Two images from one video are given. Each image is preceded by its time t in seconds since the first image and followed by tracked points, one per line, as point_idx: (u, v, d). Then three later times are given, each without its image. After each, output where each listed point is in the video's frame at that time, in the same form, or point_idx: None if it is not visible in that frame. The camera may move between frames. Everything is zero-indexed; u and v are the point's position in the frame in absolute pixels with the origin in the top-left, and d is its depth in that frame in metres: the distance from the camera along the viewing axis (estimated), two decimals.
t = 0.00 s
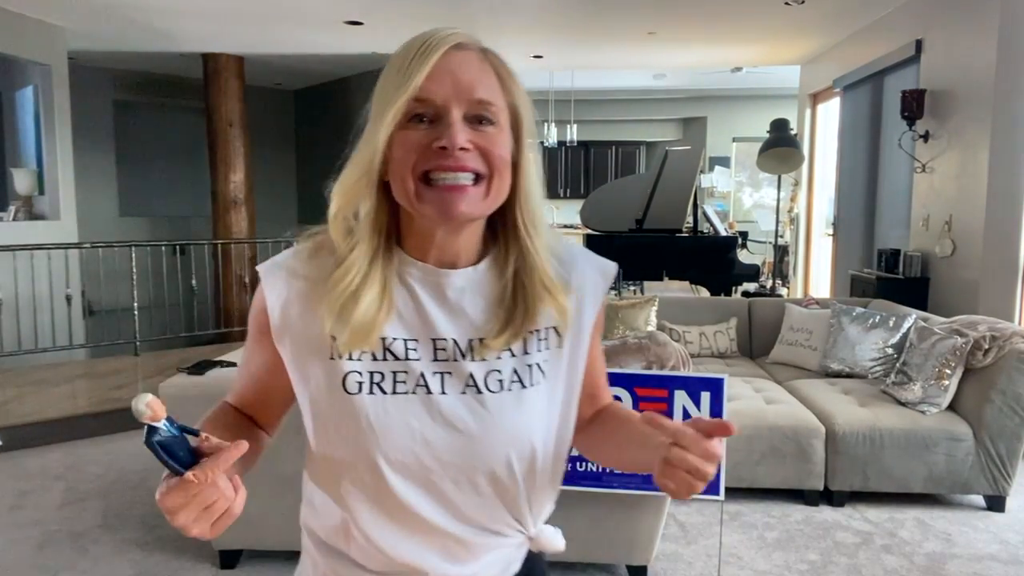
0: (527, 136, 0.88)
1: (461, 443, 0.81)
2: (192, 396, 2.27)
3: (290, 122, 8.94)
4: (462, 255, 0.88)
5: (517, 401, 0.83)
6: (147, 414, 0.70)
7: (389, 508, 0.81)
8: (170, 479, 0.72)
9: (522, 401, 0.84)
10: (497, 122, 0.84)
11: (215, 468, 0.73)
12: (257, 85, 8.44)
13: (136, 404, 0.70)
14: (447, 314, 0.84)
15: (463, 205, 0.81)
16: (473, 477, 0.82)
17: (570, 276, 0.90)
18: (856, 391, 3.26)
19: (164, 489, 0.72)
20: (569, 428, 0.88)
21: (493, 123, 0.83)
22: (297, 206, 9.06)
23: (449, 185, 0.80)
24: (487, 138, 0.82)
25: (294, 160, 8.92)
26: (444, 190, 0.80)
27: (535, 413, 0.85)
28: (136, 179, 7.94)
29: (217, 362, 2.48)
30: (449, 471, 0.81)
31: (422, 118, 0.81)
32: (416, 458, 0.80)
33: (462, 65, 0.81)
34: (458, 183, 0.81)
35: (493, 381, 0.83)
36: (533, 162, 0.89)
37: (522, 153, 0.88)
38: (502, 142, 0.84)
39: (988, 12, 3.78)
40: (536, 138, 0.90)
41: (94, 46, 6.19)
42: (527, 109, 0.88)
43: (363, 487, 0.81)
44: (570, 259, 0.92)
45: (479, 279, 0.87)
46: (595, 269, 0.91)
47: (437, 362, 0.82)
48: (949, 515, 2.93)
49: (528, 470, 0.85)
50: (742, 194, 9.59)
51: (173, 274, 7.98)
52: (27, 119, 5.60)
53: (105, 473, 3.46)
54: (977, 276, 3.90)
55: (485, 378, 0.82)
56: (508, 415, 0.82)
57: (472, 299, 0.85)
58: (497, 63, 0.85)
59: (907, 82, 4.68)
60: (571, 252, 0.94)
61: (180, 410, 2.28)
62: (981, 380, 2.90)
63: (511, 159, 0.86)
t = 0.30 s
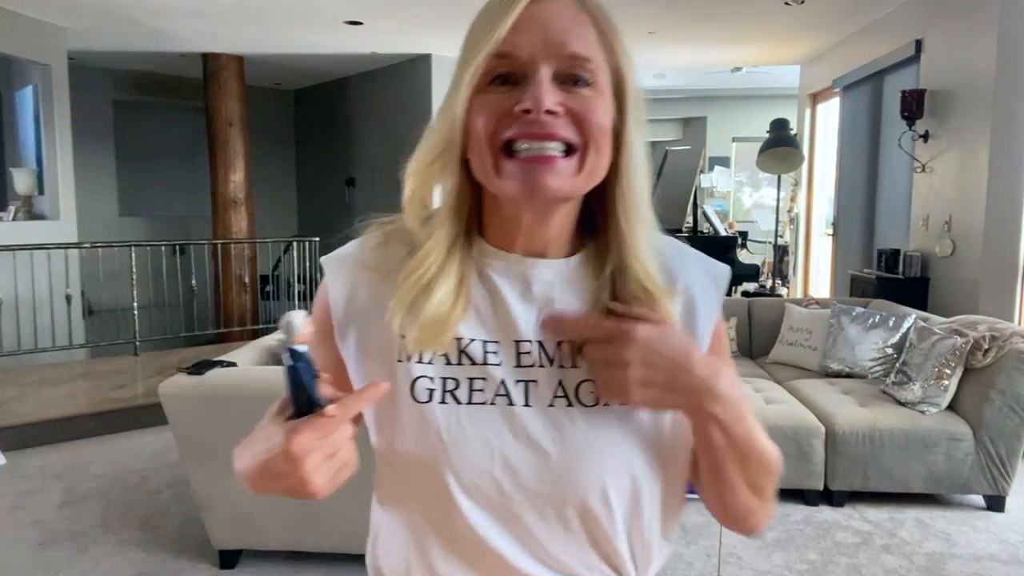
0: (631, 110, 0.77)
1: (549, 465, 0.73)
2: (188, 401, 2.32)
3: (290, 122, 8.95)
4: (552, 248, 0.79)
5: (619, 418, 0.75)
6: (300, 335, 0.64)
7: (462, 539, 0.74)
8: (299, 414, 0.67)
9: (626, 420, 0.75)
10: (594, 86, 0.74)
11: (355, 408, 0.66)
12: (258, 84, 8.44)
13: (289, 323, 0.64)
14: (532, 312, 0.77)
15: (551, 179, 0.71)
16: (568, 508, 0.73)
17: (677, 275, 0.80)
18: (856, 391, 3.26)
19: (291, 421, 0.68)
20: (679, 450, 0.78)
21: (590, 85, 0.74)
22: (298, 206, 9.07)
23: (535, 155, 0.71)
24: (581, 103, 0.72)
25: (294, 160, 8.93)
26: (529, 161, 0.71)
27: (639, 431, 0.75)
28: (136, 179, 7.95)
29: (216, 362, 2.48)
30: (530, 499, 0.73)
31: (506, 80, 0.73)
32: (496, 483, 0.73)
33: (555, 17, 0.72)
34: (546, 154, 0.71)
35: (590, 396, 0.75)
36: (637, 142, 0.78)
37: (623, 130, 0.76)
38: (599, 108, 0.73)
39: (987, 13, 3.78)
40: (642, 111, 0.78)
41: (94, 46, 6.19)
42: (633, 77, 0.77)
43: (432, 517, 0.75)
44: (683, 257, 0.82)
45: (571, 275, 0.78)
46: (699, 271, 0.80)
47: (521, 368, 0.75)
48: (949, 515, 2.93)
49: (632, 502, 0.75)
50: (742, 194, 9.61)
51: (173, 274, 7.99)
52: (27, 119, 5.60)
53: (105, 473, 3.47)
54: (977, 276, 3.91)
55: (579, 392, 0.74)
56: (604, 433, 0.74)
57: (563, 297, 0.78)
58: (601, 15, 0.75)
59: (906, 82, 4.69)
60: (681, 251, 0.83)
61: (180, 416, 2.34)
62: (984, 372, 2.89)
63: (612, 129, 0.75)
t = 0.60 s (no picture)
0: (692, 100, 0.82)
1: (604, 499, 0.71)
2: (187, 400, 2.32)
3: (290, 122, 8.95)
4: (613, 257, 0.79)
5: (685, 451, 0.74)
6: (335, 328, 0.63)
7: (504, 571, 0.72)
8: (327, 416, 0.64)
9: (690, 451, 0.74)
10: (658, 64, 0.76)
11: (380, 406, 0.64)
12: (257, 84, 8.44)
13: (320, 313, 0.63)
14: (592, 325, 0.76)
15: (624, 158, 0.71)
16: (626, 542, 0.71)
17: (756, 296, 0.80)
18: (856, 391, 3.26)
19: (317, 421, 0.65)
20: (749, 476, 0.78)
21: (654, 65, 0.76)
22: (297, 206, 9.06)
23: (606, 138, 0.72)
24: (648, 81, 0.74)
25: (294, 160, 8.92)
26: (602, 144, 0.71)
27: (695, 463, 0.74)
28: (136, 179, 7.95)
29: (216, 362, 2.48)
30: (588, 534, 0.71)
31: (569, 63, 0.74)
32: (546, 514, 0.71)
33: None
34: (616, 134, 0.72)
35: (653, 423, 0.73)
36: (709, 129, 0.84)
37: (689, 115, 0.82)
38: (665, 86, 0.75)
39: (987, 12, 3.78)
40: (711, 105, 0.83)
41: (94, 46, 6.19)
42: (695, 64, 0.81)
43: (470, 543, 0.73)
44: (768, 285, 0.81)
45: (635, 296, 0.77)
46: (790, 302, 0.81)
47: (578, 391, 0.74)
48: (949, 515, 2.93)
49: (694, 536, 0.74)
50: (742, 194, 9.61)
51: (173, 274, 7.99)
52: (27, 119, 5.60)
53: (105, 473, 3.46)
54: (977, 276, 3.91)
55: (645, 424, 0.73)
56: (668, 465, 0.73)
57: (625, 316, 0.76)
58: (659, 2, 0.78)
59: (906, 82, 4.69)
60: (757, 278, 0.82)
61: (180, 415, 2.33)
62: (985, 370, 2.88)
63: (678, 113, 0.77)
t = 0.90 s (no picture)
0: (708, 100, 0.79)
1: (625, 541, 0.70)
2: (187, 400, 2.32)
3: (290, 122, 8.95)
4: (632, 279, 0.78)
5: (716, 490, 0.71)
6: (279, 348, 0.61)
7: None
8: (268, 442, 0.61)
9: (719, 489, 0.71)
10: (675, 68, 0.74)
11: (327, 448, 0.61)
12: (258, 84, 8.44)
13: (274, 331, 0.62)
14: (607, 358, 0.75)
15: (638, 171, 0.69)
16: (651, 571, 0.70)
17: (800, 311, 0.74)
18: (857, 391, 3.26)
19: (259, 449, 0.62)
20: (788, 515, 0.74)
21: (672, 69, 0.74)
22: (298, 206, 9.06)
23: (618, 153, 0.70)
24: (664, 87, 0.72)
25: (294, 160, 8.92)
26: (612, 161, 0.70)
27: (729, 506, 0.71)
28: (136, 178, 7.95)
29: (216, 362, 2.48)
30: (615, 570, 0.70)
31: (575, 70, 0.73)
32: (565, 558, 0.70)
33: None
34: (630, 147, 0.70)
35: (680, 463, 0.71)
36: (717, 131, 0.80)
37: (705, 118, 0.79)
38: (684, 91, 0.73)
39: (987, 12, 3.78)
40: (721, 110, 0.80)
41: (94, 46, 6.19)
42: (711, 64, 0.79)
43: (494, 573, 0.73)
44: (819, 299, 0.75)
45: (656, 320, 0.76)
46: (842, 317, 0.74)
47: (595, 427, 0.72)
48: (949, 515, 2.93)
49: None
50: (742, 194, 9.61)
51: (173, 274, 7.99)
52: (27, 119, 5.60)
53: (105, 474, 3.46)
54: (977, 276, 3.91)
55: (671, 462, 0.71)
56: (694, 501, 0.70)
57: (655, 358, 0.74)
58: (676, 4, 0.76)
59: (906, 82, 4.69)
60: (810, 284, 0.76)
61: (181, 415, 2.34)
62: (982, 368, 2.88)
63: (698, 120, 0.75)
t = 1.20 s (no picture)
0: (721, 101, 0.78)
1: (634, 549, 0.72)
2: (188, 400, 2.32)
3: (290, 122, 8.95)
4: (645, 287, 0.78)
5: (731, 500, 0.71)
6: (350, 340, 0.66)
7: None
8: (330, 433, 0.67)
9: (734, 501, 0.71)
10: (685, 70, 0.73)
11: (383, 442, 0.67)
12: (258, 84, 8.44)
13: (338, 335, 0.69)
14: (619, 369, 0.75)
15: (648, 182, 0.69)
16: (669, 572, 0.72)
17: (818, 317, 0.74)
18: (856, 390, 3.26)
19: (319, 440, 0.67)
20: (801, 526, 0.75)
21: (681, 70, 0.73)
22: (298, 206, 9.06)
23: (628, 162, 0.70)
24: (673, 91, 0.72)
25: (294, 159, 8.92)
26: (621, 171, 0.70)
27: (739, 513, 0.71)
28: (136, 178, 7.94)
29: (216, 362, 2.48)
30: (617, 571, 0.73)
31: (581, 75, 0.73)
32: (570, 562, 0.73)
33: None
34: (640, 155, 0.70)
35: (693, 473, 0.71)
36: (732, 132, 0.79)
37: (717, 121, 0.78)
38: (694, 95, 0.72)
39: (987, 12, 3.78)
40: (736, 107, 0.80)
41: (93, 46, 6.19)
42: (722, 64, 0.78)
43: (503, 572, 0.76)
44: (837, 307, 0.74)
45: (670, 329, 0.75)
46: (861, 324, 0.74)
47: (607, 439, 0.73)
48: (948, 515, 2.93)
49: None
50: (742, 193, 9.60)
51: (172, 274, 7.99)
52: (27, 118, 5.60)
53: (105, 474, 3.46)
54: (977, 276, 3.91)
55: (684, 474, 0.71)
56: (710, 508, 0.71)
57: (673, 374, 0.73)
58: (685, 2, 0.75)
59: (906, 82, 4.69)
60: (827, 289, 0.76)
61: (181, 415, 2.34)
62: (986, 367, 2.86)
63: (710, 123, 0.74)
